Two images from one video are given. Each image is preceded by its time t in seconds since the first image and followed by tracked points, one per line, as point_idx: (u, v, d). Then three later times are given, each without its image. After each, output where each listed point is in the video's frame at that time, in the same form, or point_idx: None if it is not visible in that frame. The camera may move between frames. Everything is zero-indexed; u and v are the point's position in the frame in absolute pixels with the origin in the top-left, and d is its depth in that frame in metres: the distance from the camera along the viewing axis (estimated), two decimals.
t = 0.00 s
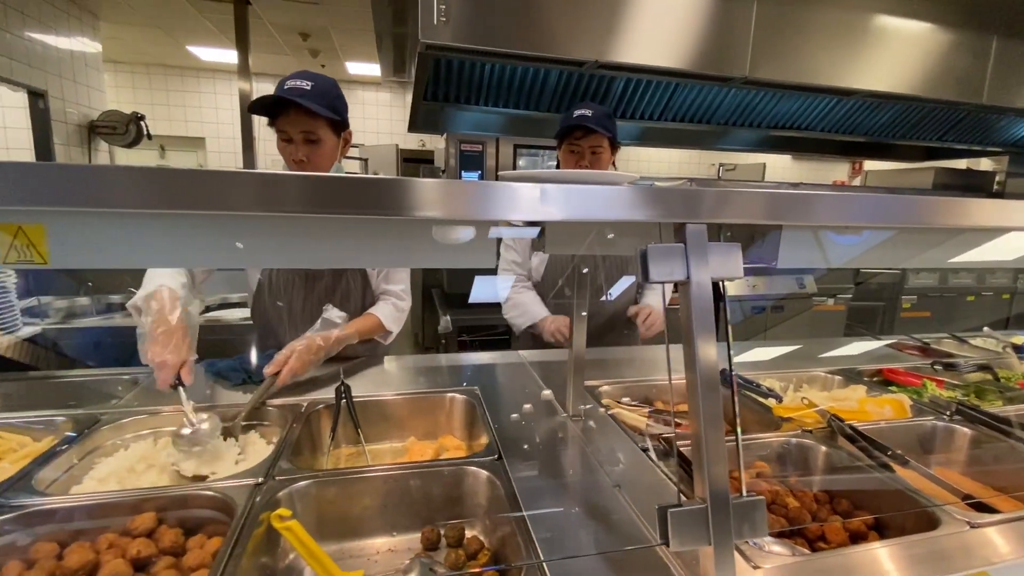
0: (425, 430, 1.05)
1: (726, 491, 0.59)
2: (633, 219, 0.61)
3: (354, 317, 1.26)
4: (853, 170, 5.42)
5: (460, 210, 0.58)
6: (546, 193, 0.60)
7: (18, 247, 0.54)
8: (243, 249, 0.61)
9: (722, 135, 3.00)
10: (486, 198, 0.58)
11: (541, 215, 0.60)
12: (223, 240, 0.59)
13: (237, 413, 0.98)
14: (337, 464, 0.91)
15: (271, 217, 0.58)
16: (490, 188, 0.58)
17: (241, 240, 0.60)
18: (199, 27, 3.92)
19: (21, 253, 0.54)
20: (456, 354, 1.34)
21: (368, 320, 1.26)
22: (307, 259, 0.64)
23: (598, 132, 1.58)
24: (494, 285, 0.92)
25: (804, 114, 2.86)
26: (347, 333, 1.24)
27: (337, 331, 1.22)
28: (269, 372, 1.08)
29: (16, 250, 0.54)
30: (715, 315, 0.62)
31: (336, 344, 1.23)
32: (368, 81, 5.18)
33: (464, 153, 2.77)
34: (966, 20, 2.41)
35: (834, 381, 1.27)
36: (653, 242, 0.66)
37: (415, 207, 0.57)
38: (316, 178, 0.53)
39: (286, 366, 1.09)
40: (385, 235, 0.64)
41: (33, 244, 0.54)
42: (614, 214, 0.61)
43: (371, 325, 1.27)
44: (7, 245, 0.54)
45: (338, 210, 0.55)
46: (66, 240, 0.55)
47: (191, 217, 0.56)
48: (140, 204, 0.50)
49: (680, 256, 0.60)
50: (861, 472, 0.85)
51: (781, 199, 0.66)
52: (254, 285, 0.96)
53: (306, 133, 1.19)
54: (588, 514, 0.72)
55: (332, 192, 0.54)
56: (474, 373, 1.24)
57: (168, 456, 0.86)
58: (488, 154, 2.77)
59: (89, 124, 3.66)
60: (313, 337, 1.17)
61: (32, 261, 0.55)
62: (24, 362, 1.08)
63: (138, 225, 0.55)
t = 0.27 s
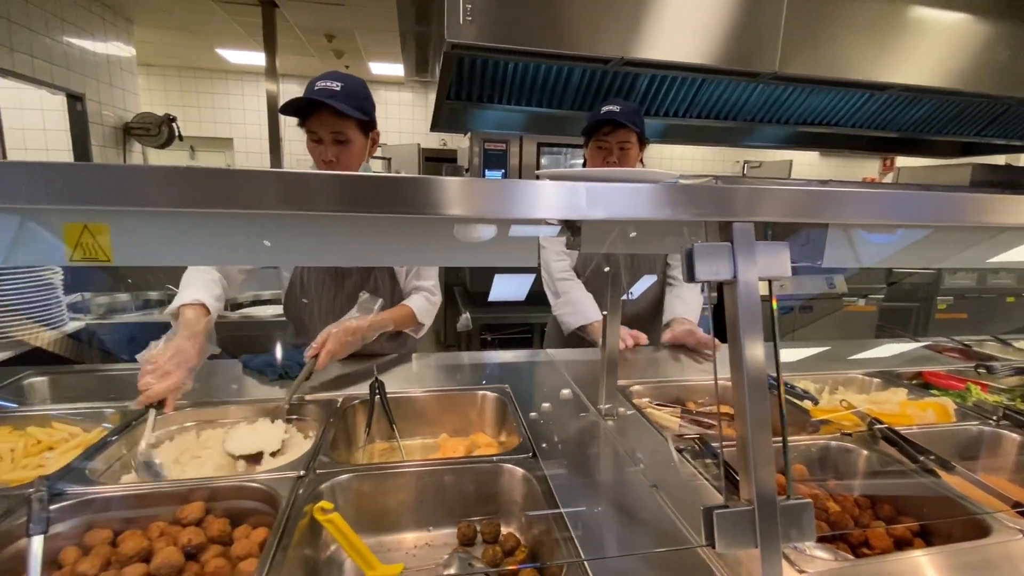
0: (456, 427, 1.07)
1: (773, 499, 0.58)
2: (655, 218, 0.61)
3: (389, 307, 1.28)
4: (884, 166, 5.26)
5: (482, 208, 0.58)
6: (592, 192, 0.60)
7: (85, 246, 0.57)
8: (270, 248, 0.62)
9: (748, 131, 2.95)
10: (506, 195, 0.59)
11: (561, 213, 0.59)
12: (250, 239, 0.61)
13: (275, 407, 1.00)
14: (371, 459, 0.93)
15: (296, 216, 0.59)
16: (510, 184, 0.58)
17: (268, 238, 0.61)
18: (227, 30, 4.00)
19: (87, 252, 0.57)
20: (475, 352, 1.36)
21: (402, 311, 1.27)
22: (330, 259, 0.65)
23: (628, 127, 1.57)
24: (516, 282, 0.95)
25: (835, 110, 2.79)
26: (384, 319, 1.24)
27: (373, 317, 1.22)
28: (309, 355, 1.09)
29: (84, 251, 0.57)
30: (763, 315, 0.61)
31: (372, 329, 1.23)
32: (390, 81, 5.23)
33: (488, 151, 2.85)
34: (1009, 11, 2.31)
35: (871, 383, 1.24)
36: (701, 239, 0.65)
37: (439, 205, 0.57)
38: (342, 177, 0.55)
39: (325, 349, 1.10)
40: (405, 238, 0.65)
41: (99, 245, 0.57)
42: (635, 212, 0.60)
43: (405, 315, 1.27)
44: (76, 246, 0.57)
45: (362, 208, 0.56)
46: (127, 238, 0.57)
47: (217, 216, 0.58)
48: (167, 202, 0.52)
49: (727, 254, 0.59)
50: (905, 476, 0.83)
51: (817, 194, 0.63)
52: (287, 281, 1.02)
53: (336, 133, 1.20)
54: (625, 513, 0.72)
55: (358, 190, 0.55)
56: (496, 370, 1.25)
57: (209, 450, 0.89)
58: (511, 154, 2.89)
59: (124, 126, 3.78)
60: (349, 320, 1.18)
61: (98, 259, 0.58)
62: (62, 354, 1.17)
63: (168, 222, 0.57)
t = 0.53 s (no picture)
0: (487, 423, 1.09)
1: (819, 500, 0.57)
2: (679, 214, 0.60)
3: (423, 301, 1.30)
4: (917, 162, 5.10)
5: (509, 203, 0.59)
6: (637, 185, 0.60)
7: (147, 245, 0.60)
8: (297, 246, 0.63)
9: (776, 127, 2.90)
10: (528, 190, 0.59)
11: (580, 208, 0.60)
12: (279, 237, 0.62)
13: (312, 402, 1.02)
14: (405, 452, 0.95)
15: (324, 213, 0.60)
16: (532, 180, 0.59)
17: (295, 237, 0.62)
18: (255, 33, 4.10)
19: (149, 249, 0.59)
20: (499, 349, 1.37)
21: (436, 305, 1.28)
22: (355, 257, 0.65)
23: (660, 124, 1.56)
24: (530, 280, 0.99)
25: (866, 105, 2.72)
26: (420, 311, 1.25)
27: (411, 309, 1.25)
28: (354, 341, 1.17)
29: (148, 246, 0.60)
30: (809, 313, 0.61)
31: (411, 320, 1.25)
32: (412, 81, 5.28)
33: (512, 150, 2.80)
34: None
35: (910, 384, 1.21)
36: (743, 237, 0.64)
37: (464, 202, 0.58)
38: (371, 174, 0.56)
39: (366, 337, 1.17)
40: (429, 234, 0.64)
41: (161, 244, 0.60)
42: (656, 208, 0.60)
43: (439, 309, 1.28)
44: (139, 245, 0.60)
45: (387, 205, 0.57)
46: (188, 237, 0.60)
47: (243, 214, 0.59)
48: (199, 198, 0.54)
49: (773, 251, 0.60)
50: (952, 481, 0.82)
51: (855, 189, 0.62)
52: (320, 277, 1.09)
53: (366, 134, 1.22)
54: (661, 510, 0.72)
55: (385, 187, 0.57)
56: (520, 368, 1.25)
57: (250, 441, 0.91)
58: (534, 153, 2.81)
59: (157, 128, 3.89)
60: (388, 309, 1.23)
61: (160, 255, 0.61)
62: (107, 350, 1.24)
63: (201, 220, 0.59)
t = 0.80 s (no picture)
0: (516, 418, 1.10)
1: (866, 504, 0.57)
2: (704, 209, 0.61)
3: (452, 300, 1.32)
4: (954, 157, 4.93)
5: (533, 200, 0.60)
6: (677, 180, 0.60)
7: (202, 242, 0.63)
8: (323, 246, 0.65)
9: (806, 123, 2.83)
10: (553, 186, 0.60)
11: (602, 202, 0.60)
12: (306, 232, 0.64)
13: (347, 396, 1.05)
14: (437, 445, 0.96)
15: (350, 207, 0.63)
16: (554, 176, 0.60)
17: (321, 235, 0.65)
18: (282, 36, 4.18)
19: (204, 244, 0.62)
20: (523, 346, 1.39)
21: (465, 303, 1.29)
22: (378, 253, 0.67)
23: (695, 120, 1.56)
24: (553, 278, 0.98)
25: (900, 99, 2.64)
26: (448, 311, 1.26)
27: (438, 310, 1.26)
28: (382, 343, 1.16)
29: (204, 244, 0.63)
30: (855, 311, 0.60)
31: (439, 320, 1.25)
32: (435, 80, 5.32)
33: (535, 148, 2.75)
34: None
35: (950, 386, 1.18)
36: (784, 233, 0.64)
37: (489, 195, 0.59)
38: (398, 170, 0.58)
39: (395, 337, 1.16)
40: (449, 231, 0.66)
41: (214, 237, 0.63)
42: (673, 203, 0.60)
43: (468, 308, 1.29)
44: (195, 241, 0.63)
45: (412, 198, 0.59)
46: (240, 233, 0.63)
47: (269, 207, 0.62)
48: (230, 194, 0.57)
49: (818, 247, 0.59)
50: (1001, 487, 0.79)
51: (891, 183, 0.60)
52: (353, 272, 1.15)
53: (398, 134, 1.24)
54: (696, 507, 0.72)
55: (411, 182, 0.59)
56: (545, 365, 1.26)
57: (290, 433, 0.94)
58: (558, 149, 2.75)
59: (189, 130, 4.01)
60: (416, 310, 1.23)
61: (214, 250, 0.63)
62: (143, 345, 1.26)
63: (230, 215, 0.62)
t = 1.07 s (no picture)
0: (546, 415, 1.11)
1: (919, 509, 0.56)
2: (738, 203, 0.61)
3: (476, 301, 1.34)
4: (993, 152, 4.75)
5: (557, 194, 0.61)
6: (712, 175, 0.61)
7: (255, 236, 0.66)
8: (349, 244, 0.68)
9: (837, 118, 2.76)
10: (577, 182, 0.61)
11: (625, 199, 0.61)
12: (333, 230, 0.67)
13: (381, 390, 1.07)
14: (469, 440, 0.98)
15: (375, 204, 0.65)
16: (578, 172, 0.61)
17: (348, 234, 0.68)
18: (309, 39, 4.26)
19: (258, 239, 0.65)
20: (549, 345, 1.40)
21: (489, 305, 1.32)
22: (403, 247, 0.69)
23: (729, 115, 1.56)
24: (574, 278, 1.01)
25: (938, 93, 2.55)
26: (470, 314, 1.29)
27: (461, 313, 1.28)
28: (406, 347, 1.17)
29: (258, 240, 0.66)
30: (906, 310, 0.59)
31: (461, 323, 1.28)
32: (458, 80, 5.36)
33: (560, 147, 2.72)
34: None
35: (994, 388, 1.14)
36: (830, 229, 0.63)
37: (513, 193, 0.61)
38: (424, 167, 0.60)
39: (419, 341, 1.17)
40: (471, 228, 0.68)
41: (268, 233, 0.66)
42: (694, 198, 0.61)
43: (492, 309, 1.32)
44: (248, 235, 0.66)
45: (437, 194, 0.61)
46: (290, 228, 0.66)
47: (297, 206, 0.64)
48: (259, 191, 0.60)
49: (868, 243, 0.58)
50: None
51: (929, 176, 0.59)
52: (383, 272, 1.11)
53: (432, 133, 1.26)
54: (732, 504, 0.72)
55: (436, 178, 0.61)
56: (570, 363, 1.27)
57: (327, 426, 0.97)
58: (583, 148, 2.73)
59: (220, 132, 4.12)
60: (439, 314, 1.25)
61: (267, 246, 0.67)
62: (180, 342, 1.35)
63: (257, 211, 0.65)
